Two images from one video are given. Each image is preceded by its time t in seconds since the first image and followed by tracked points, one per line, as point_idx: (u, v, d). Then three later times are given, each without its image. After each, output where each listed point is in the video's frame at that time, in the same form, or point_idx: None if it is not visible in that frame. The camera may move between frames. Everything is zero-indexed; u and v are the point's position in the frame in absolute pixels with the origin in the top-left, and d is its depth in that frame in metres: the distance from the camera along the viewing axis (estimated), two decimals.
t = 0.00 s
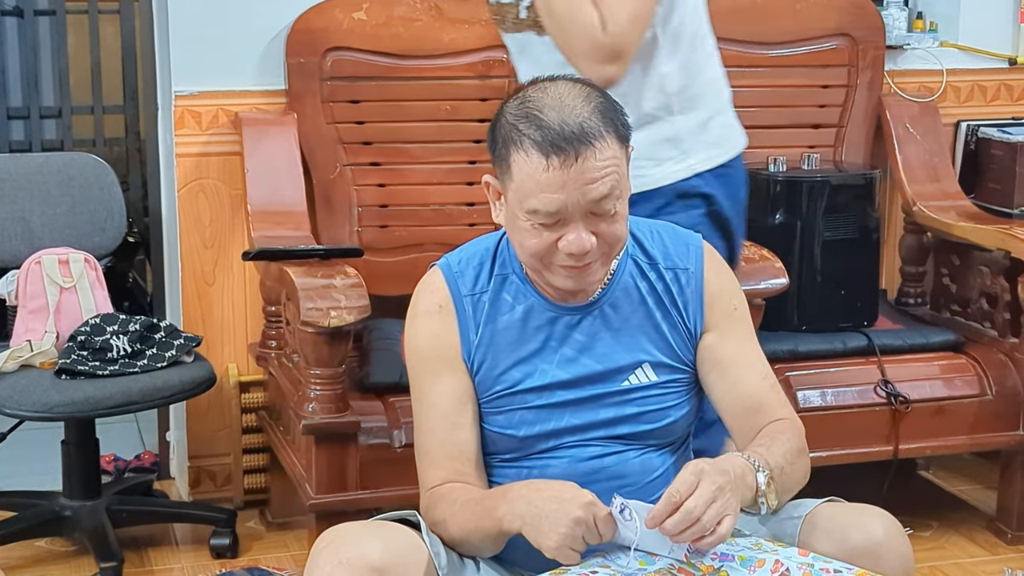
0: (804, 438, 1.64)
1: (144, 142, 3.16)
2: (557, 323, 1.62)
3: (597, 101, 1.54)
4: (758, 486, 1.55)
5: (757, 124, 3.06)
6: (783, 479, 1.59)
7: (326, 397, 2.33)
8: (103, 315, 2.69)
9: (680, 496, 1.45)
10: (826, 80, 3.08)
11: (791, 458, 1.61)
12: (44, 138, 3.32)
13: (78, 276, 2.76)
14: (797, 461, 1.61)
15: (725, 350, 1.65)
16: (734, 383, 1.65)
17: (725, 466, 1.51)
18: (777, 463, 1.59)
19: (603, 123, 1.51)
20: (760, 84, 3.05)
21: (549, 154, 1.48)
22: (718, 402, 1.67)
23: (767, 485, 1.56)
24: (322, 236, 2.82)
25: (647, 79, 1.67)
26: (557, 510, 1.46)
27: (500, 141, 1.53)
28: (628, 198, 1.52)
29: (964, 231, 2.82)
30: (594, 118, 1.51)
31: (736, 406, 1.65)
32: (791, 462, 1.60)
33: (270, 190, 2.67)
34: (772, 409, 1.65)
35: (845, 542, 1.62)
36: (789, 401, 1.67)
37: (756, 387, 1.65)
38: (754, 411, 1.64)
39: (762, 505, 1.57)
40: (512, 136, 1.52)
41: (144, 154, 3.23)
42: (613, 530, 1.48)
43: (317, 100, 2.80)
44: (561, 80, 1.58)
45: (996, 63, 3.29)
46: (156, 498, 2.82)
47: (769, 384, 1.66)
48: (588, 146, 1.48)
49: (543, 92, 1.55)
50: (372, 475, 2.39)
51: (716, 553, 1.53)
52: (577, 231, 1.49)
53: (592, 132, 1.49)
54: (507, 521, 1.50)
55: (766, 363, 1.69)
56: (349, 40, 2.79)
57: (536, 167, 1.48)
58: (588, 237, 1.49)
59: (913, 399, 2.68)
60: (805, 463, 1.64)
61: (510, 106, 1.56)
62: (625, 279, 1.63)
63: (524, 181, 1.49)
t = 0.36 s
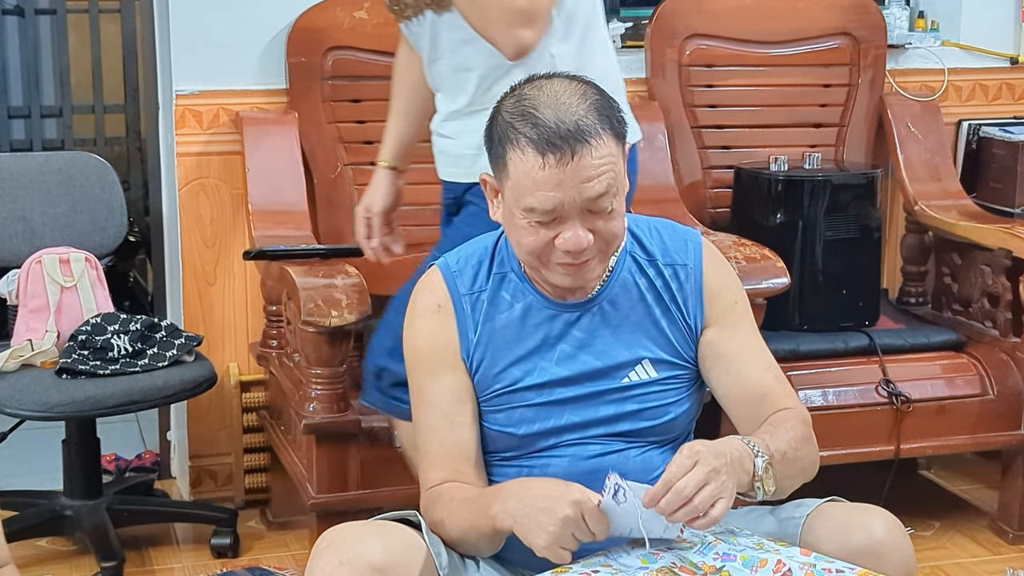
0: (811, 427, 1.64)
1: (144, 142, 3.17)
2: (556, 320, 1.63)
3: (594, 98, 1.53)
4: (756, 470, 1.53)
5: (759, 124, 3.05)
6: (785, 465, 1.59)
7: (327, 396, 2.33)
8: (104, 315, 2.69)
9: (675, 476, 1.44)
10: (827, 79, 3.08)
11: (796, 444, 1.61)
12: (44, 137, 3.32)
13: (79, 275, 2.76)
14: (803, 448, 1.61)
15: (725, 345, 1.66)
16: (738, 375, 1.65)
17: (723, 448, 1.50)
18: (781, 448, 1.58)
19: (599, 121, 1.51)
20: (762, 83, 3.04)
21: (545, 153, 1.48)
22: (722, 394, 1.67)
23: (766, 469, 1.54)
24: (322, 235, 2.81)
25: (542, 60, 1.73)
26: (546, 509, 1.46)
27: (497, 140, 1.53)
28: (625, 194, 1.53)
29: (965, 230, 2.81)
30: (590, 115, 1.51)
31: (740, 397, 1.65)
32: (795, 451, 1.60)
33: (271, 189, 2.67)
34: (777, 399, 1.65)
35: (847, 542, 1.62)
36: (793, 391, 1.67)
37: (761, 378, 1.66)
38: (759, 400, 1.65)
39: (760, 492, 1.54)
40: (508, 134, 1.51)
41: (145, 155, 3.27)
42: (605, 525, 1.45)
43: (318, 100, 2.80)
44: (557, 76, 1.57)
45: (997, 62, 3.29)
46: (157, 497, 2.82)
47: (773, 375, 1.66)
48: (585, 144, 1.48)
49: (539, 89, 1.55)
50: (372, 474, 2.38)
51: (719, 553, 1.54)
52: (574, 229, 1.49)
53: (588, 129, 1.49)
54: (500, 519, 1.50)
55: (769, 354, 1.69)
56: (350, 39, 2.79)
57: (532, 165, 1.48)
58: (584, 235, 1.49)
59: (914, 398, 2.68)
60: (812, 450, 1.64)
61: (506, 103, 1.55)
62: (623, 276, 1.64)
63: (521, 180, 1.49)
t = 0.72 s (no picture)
0: (812, 422, 1.63)
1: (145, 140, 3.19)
2: (556, 317, 1.63)
3: (590, 94, 1.54)
4: (750, 458, 1.54)
5: (760, 122, 3.05)
6: (780, 456, 1.59)
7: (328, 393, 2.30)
8: (105, 313, 2.70)
9: (671, 451, 1.44)
10: (829, 77, 3.08)
11: (794, 439, 1.60)
12: (45, 135, 3.32)
13: (81, 273, 2.76)
14: (800, 442, 1.60)
15: (726, 340, 1.66)
16: (739, 370, 1.65)
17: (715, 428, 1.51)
18: (775, 441, 1.59)
19: (595, 116, 1.52)
20: (763, 81, 3.04)
21: (541, 148, 1.48)
22: (722, 392, 1.67)
23: (761, 456, 1.55)
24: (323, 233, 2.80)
25: (404, 58, 1.68)
26: (541, 503, 1.46)
27: (494, 137, 1.54)
28: (622, 190, 1.53)
29: (966, 229, 2.82)
30: (586, 111, 1.52)
31: (741, 394, 1.65)
32: (792, 445, 1.60)
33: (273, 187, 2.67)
34: (778, 395, 1.64)
35: (850, 541, 1.62)
36: (795, 388, 1.67)
37: (762, 374, 1.66)
38: (760, 397, 1.64)
39: (757, 479, 1.54)
40: (504, 131, 1.52)
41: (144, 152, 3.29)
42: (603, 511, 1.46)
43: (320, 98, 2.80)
44: (554, 74, 1.58)
45: (997, 60, 3.29)
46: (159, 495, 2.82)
47: (773, 371, 1.66)
48: (580, 139, 1.49)
49: (535, 86, 1.56)
50: (373, 472, 2.39)
51: (721, 551, 1.54)
52: (570, 224, 1.49)
53: (583, 125, 1.50)
54: (498, 516, 1.50)
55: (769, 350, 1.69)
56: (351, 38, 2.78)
57: (528, 161, 1.49)
58: (581, 230, 1.49)
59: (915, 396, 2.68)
60: (813, 446, 1.64)
61: (502, 101, 1.56)
62: (623, 273, 1.65)
63: (517, 176, 1.50)
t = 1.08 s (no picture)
0: (812, 420, 1.65)
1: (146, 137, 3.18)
2: (558, 313, 1.63)
3: (594, 89, 1.55)
4: (748, 453, 1.54)
5: (761, 118, 3.05)
6: (778, 453, 1.59)
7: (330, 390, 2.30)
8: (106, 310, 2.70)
9: (662, 440, 1.45)
10: (829, 73, 3.08)
11: (791, 435, 1.61)
12: (45, 132, 3.32)
13: (82, 270, 2.75)
14: (798, 438, 1.61)
15: (727, 336, 1.67)
16: (740, 367, 1.66)
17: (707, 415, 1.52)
18: (773, 438, 1.59)
19: (600, 111, 1.53)
20: (763, 78, 3.04)
21: (546, 142, 1.49)
22: (723, 389, 1.68)
23: (758, 450, 1.55)
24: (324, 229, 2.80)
25: (293, 30, 1.61)
26: (542, 507, 1.46)
27: (498, 131, 1.55)
28: (626, 184, 1.53)
29: (967, 225, 2.82)
30: (591, 105, 1.53)
31: (740, 391, 1.66)
32: (789, 442, 1.60)
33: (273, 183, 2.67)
34: (778, 392, 1.65)
35: (851, 536, 1.62)
36: (796, 385, 1.68)
37: (762, 371, 1.66)
38: (758, 395, 1.65)
39: (757, 473, 1.54)
40: (509, 124, 1.53)
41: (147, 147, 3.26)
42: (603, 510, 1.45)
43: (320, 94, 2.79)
44: (558, 69, 1.60)
45: (998, 56, 3.31)
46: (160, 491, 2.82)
47: (773, 368, 1.67)
48: (585, 132, 1.50)
49: (539, 80, 1.57)
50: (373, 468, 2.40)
51: (722, 546, 1.54)
52: (575, 218, 1.50)
53: (588, 118, 1.51)
54: (499, 519, 1.51)
55: (768, 347, 1.70)
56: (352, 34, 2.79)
57: (534, 155, 1.50)
58: (586, 224, 1.49)
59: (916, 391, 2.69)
60: (812, 443, 1.64)
61: (506, 95, 1.58)
62: (624, 268, 1.65)
63: (523, 169, 1.51)
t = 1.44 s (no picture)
0: (812, 412, 1.66)
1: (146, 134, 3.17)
2: (559, 310, 1.63)
3: (599, 86, 1.56)
4: (750, 445, 1.55)
5: (762, 115, 3.05)
6: (780, 447, 1.60)
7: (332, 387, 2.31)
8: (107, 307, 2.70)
9: (670, 439, 1.45)
10: (830, 70, 3.08)
11: (793, 428, 1.62)
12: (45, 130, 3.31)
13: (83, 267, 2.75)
14: (800, 432, 1.61)
15: (728, 333, 1.68)
16: (741, 364, 1.67)
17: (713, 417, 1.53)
18: (775, 430, 1.60)
19: (605, 107, 1.53)
20: (764, 75, 3.04)
21: (552, 138, 1.50)
22: (724, 385, 1.69)
23: (761, 444, 1.56)
24: (325, 226, 2.80)
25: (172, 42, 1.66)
26: (543, 499, 1.46)
27: (504, 128, 1.56)
28: (630, 181, 1.53)
29: (967, 222, 2.82)
30: (596, 102, 1.53)
31: (742, 387, 1.67)
32: (791, 436, 1.61)
33: (274, 180, 2.67)
34: (778, 388, 1.66)
35: (852, 533, 1.62)
36: (795, 382, 1.69)
37: (762, 368, 1.67)
38: (759, 390, 1.66)
39: (756, 466, 1.55)
40: (514, 121, 1.54)
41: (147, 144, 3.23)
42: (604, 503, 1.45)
43: (321, 91, 2.79)
44: (563, 67, 1.60)
45: (1000, 53, 3.29)
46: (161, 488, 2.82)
47: (774, 364, 1.68)
48: (591, 129, 1.50)
49: (545, 77, 1.58)
50: (375, 465, 2.40)
51: (723, 543, 1.54)
52: (579, 214, 1.50)
53: (593, 115, 1.51)
54: (500, 515, 1.51)
55: (770, 344, 1.71)
56: (353, 31, 2.79)
57: (539, 151, 1.50)
58: (590, 220, 1.50)
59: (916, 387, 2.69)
60: (812, 436, 1.65)
61: (511, 92, 1.59)
62: (626, 265, 1.65)
63: (528, 165, 1.51)
